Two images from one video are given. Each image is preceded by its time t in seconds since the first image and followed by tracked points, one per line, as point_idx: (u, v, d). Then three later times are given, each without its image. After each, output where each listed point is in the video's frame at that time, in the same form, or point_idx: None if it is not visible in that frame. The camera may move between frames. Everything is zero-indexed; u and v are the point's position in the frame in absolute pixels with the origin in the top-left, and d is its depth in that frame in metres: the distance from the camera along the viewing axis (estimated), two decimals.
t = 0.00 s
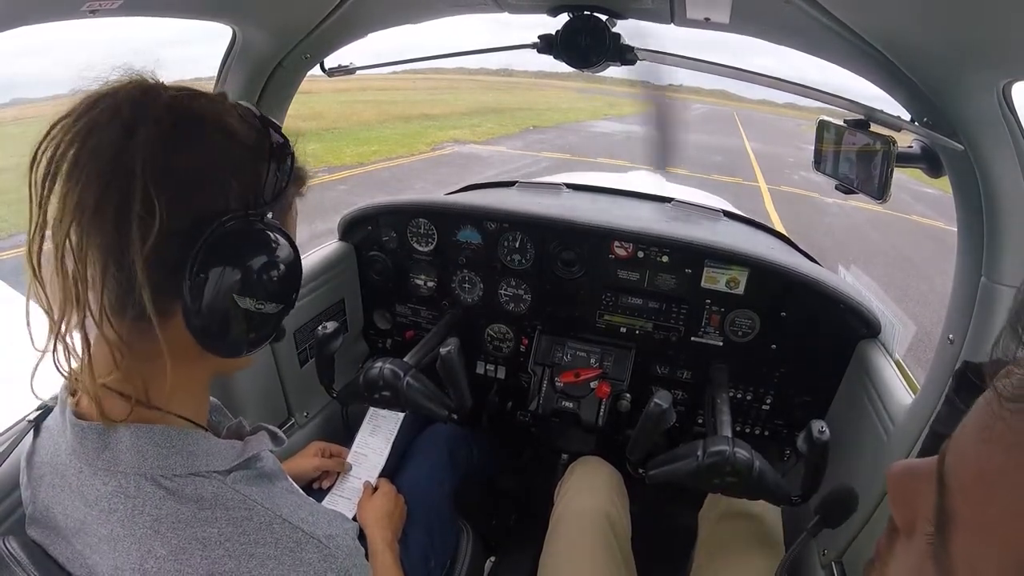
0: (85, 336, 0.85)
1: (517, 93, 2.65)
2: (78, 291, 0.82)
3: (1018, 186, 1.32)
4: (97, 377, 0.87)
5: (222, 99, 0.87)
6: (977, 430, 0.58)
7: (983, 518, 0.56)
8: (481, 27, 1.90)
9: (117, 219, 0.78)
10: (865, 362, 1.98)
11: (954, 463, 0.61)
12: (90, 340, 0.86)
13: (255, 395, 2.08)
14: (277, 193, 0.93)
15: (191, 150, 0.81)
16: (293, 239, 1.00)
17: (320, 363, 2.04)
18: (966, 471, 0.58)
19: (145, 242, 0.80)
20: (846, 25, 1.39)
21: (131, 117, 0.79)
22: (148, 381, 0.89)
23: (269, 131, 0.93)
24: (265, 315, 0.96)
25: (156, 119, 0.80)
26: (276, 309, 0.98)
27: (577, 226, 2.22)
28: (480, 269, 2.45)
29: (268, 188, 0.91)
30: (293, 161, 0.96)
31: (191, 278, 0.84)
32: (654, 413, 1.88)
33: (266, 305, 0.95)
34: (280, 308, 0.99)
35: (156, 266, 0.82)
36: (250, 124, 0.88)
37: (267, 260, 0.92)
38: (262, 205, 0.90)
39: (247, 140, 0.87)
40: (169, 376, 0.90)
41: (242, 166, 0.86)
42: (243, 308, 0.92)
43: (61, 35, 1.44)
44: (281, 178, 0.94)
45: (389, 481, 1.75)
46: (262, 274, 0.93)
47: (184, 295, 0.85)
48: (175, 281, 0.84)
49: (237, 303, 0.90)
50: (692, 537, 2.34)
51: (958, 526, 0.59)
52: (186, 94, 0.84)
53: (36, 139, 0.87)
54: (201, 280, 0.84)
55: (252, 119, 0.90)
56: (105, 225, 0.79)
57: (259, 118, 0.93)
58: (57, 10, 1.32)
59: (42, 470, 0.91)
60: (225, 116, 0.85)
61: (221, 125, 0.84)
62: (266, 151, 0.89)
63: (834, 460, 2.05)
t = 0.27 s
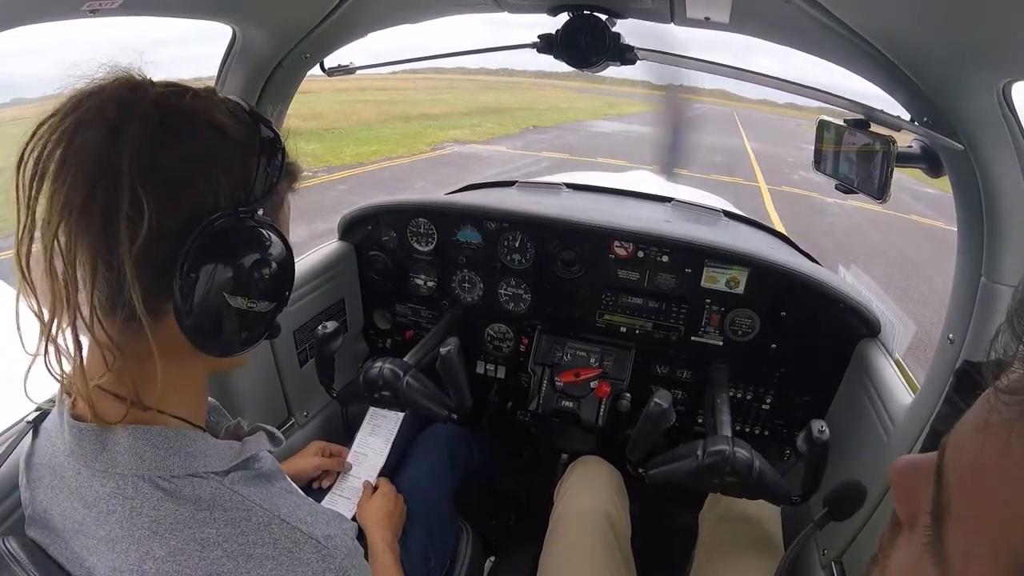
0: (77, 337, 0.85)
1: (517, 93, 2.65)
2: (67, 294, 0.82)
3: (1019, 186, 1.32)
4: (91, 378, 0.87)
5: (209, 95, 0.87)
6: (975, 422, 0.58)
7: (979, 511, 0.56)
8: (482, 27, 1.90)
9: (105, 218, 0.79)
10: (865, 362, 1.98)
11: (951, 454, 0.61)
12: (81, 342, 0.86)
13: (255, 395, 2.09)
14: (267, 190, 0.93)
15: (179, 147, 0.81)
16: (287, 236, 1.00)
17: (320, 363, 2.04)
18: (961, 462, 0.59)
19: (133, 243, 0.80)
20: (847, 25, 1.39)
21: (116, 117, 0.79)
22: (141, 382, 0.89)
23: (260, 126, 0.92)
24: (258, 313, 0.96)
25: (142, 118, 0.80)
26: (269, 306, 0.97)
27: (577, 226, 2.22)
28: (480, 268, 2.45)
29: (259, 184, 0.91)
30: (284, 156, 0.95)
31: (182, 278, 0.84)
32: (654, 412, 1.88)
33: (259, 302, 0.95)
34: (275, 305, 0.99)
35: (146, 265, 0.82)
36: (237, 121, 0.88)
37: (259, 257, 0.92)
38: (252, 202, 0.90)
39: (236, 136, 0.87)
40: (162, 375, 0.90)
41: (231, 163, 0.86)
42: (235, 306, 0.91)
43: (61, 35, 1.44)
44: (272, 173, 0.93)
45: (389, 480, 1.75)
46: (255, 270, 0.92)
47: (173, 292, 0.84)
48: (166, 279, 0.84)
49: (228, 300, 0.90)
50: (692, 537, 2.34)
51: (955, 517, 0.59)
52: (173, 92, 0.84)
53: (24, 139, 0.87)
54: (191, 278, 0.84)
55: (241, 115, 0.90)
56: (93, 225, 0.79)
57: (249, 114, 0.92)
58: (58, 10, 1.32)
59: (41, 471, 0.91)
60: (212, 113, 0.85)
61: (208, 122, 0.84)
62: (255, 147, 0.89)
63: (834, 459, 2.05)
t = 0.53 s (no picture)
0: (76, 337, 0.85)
1: (516, 93, 2.65)
2: (65, 294, 0.82)
3: (1019, 186, 1.32)
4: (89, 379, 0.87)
5: (206, 95, 0.87)
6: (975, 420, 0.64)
7: (979, 504, 0.61)
8: (481, 26, 1.90)
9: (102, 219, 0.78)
10: (864, 361, 1.98)
11: (958, 453, 0.66)
12: (80, 342, 0.86)
13: (255, 395, 2.09)
14: (265, 190, 0.93)
15: (176, 147, 0.81)
16: (285, 236, 1.00)
17: (320, 363, 2.04)
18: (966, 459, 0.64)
19: (132, 241, 0.80)
20: (847, 25, 1.39)
21: (113, 117, 0.79)
22: (140, 381, 0.89)
23: (257, 126, 0.92)
24: (255, 313, 0.96)
25: (140, 118, 0.80)
26: (267, 305, 0.98)
27: (577, 226, 2.22)
28: (480, 268, 2.45)
29: (257, 183, 0.91)
30: (282, 156, 0.95)
31: (180, 278, 0.84)
32: (654, 412, 1.88)
33: (257, 301, 0.95)
34: (274, 304, 0.99)
35: (145, 265, 0.82)
36: (235, 121, 0.88)
37: (257, 257, 0.92)
38: (250, 201, 0.90)
39: (234, 135, 0.87)
40: (161, 376, 0.90)
41: (228, 163, 0.86)
42: (232, 306, 0.91)
43: (61, 35, 1.44)
44: (270, 173, 0.93)
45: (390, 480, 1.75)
46: (253, 270, 0.93)
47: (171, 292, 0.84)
48: (165, 279, 0.84)
49: (225, 300, 0.90)
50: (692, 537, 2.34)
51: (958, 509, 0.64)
52: (170, 91, 0.84)
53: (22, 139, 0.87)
54: (190, 278, 0.84)
55: (238, 115, 0.90)
56: (91, 226, 0.79)
57: (246, 114, 0.92)
58: (58, 10, 1.32)
59: (40, 472, 0.91)
60: (209, 113, 0.85)
61: (205, 122, 0.84)
62: (252, 147, 0.89)
63: (834, 459, 2.05)
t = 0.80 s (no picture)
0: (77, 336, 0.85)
1: (516, 93, 2.65)
2: (67, 293, 0.82)
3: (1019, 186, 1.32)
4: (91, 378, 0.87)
5: (210, 95, 0.88)
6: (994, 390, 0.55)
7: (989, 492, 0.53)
8: (481, 26, 1.90)
9: (104, 218, 0.78)
10: (864, 361, 1.98)
11: (962, 418, 0.58)
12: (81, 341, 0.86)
13: (255, 395, 2.09)
14: (268, 192, 0.93)
15: (179, 147, 0.81)
16: (286, 237, 1.01)
17: (320, 363, 2.04)
18: (966, 426, 0.56)
19: (134, 240, 0.80)
20: (846, 25, 1.39)
21: (116, 115, 0.79)
22: (141, 381, 0.89)
23: (260, 128, 0.93)
24: (257, 314, 0.96)
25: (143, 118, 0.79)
26: (268, 306, 0.98)
27: (577, 225, 2.22)
28: (480, 268, 2.46)
29: (259, 185, 0.91)
30: (285, 158, 0.95)
31: (182, 277, 0.83)
32: (654, 412, 1.89)
33: (258, 302, 0.95)
34: (274, 304, 1.00)
35: (147, 264, 0.82)
36: (238, 123, 0.88)
37: (260, 257, 0.92)
38: (253, 202, 0.90)
39: (237, 138, 0.87)
40: (162, 375, 0.90)
41: (231, 164, 0.86)
42: (234, 306, 0.92)
43: (62, 35, 1.44)
44: (272, 175, 0.93)
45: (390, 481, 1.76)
46: (253, 271, 0.92)
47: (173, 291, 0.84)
48: (167, 279, 0.84)
49: (227, 301, 0.90)
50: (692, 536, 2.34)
51: (957, 485, 0.57)
52: (174, 92, 0.84)
53: (25, 139, 0.87)
54: (192, 277, 0.84)
55: (242, 116, 0.90)
56: (94, 224, 0.78)
57: (249, 116, 0.92)
58: (59, 10, 1.32)
59: (40, 473, 0.91)
60: (212, 113, 0.85)
61: (208, 123, 0.84)
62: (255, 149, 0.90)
63: (834, 459, 2.06)
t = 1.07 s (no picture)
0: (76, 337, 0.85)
1: (516, 93, 2.65)
2: (67, 293, 0.82)
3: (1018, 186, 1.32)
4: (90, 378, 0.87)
5: (210, 96, 0.88)
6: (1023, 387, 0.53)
7: None
8: (480, 27, 1.90)
9: (104, 218, 0.78)
10: (864, 362, 1.98)
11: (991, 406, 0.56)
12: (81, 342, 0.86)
13: (255, 395, 2.09)
14: (268, 193, 0.92)
15: (180, 148, 0.81)
16: (287, 238, 1.00)
17: (320, 363, 2.04)
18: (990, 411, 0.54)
19: (134, 240, 0.80)
20: (846, 25, 1.39)
21: (115, 115, 0.79)
22: (141, 381, 0.89)
23: (261, 128, 0.93)
24: (257, 315, 0.96)
25: (143, 118, 0.80)
26: (268, 307, 0.98)
27: (577, 225, 2.22)
28: (480, 268, 2.46)
29: (260, 185, 0.91)
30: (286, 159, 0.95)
31: (182, 278, 0.83)
32: (654, 413, 1.89)
33: (258, 303, 0.95)
34: (275, 305, 1.00)
35: (146, 265, 0.82)
36: (239, 123, 0.88)
37: (261, 258, 0.92)
38: (253, 202, 0.90)
39: (238, 138, 0.87)
40: (161, 375, 0.90)
41: (232, 164, 0.86)
42: (234, 307, 0.91)
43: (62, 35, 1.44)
44: (273, 175, 0.93)
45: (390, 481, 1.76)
46: (254, 271, 0.92)
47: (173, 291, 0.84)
48: (167, 280, 0.84)
49: (227, 301, 0.90)
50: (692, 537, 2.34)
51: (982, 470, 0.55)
52: (175, 92, 0.84)
53: (25, 139, 0.87)
54: (191, 277, 0.84)
55: (243, 117, 0.90)
56: (94, 225, 0.78)
57: (250, 116, 0.92)
58: (59, 10, 1.32)
59: (41, 473, 0.91)
60: (213, 113, 0.85)
61: (209, 123, 0.84)
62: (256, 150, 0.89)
63: (834, 459, 2.05)
